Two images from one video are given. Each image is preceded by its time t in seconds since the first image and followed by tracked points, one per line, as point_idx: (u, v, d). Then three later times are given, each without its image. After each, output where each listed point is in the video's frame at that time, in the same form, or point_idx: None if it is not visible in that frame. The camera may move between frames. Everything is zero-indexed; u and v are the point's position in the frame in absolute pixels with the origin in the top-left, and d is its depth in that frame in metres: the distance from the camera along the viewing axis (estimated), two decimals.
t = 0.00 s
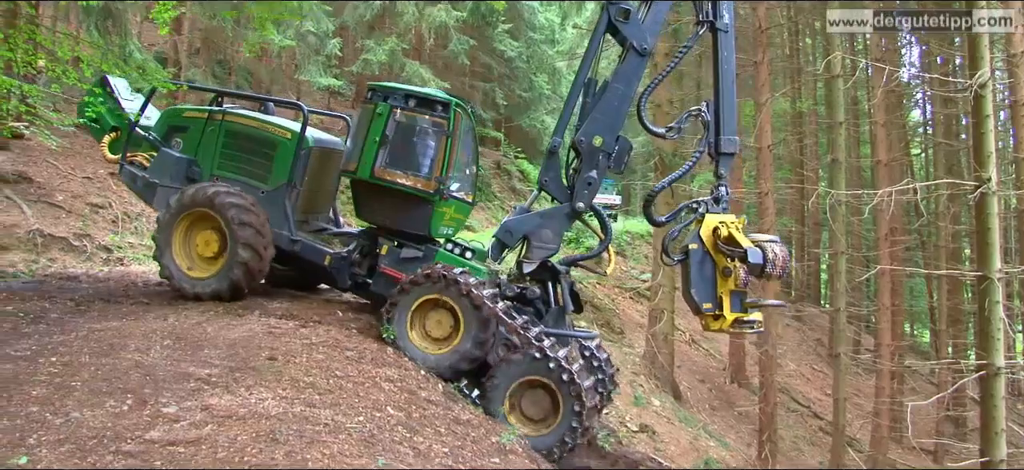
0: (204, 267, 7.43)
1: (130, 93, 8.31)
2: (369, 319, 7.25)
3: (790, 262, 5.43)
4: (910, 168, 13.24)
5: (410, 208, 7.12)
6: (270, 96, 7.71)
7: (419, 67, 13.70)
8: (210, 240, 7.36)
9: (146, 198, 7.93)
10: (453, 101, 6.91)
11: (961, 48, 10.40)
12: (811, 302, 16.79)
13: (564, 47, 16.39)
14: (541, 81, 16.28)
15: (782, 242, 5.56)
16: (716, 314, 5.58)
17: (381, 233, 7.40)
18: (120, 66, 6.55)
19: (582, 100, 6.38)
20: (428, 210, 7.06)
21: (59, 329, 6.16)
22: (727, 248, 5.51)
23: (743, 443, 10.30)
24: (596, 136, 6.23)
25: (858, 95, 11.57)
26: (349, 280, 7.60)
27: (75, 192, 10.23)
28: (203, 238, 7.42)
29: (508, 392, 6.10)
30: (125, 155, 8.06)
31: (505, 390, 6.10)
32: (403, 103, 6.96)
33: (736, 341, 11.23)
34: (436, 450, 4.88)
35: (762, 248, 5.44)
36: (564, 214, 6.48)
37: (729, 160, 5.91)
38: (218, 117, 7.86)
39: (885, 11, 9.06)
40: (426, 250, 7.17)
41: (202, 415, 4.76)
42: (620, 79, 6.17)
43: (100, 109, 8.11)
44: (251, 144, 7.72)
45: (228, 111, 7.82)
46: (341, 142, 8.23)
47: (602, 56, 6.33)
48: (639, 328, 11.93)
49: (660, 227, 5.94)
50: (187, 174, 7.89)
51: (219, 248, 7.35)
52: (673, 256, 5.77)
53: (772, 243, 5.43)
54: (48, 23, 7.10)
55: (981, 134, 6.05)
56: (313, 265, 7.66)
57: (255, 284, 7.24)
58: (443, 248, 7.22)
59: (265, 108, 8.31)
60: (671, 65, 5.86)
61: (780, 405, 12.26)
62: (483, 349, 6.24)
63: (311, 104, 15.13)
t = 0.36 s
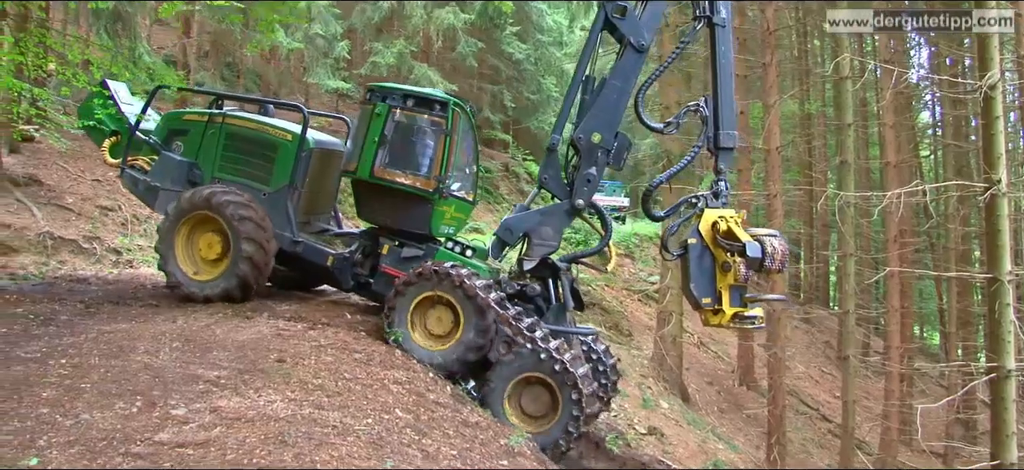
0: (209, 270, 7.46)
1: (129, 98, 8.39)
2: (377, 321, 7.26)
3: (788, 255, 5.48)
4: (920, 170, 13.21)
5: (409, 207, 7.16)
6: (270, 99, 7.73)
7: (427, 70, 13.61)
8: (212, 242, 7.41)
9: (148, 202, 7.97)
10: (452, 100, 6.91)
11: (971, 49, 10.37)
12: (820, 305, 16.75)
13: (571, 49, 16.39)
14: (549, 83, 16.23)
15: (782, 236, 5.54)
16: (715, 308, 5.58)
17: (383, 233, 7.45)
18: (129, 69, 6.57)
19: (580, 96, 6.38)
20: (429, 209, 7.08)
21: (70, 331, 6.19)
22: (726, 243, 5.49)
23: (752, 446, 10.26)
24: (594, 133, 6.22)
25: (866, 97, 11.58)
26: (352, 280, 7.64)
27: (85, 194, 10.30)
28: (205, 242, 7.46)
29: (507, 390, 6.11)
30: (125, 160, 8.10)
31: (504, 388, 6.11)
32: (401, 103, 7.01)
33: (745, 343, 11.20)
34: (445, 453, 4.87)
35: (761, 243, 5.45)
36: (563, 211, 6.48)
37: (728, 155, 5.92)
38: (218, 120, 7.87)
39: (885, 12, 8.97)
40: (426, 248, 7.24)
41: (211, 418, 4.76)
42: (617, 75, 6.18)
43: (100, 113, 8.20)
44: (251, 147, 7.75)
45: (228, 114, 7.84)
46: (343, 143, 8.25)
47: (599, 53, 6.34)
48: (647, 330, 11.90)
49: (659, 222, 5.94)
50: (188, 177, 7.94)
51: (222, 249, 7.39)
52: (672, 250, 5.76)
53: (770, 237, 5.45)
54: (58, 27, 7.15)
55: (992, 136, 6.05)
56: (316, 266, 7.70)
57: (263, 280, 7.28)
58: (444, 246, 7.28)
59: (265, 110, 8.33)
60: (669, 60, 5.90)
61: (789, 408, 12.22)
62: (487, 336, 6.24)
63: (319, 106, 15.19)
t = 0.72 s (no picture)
0: (216, 272, 7.48)
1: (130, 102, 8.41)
2: (384, 324, 7.27)
3: (786, 253, 5.46)
4: (929, 173, 13.19)
5: (410, 207, 7.19)
6: (271, 101, 7.77)
7: (435, 73, 13.67)
8: (216, 244, 7.45)
9: (151, 205, 7.98)
10: (451, 100, 6.94)
11: (980, 51, 10.37)
12: (828, 307, 16.71)
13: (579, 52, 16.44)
14: (557, 86, 16.29)
15: (780, 235, 5.52)
16: (709, 304, 5.56)
17: (384, 233, 7.48)
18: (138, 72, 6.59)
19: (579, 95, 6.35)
20: (430, 210, 7.11)
21: (79, 334, 6.21)
22: (722, 239, 5.49)
23: (761, 449, 10.21)
24: (594, 132, 6.20)
25: (875, 98, 11.61)
26: (355, 281, 7.59)
27: (94, 198, 10.37)
28: (208, 246, 7.49)
29: (508, 388, 6.13)
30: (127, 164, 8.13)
31: (504, 386, 6.13)
32: (401, 104, 7.05)
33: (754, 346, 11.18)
34: (453, 456, 4.86)
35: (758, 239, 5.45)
36: (564, 210, 6.47)
37: (729, 152, 5.93)
38: (220, 123, 7.92)
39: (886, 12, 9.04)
40: (428, 248, 7.28)
41: (219, 420, 4.76)
42: (616, 74, 6.14)
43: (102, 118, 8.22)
44: (252, 149, 7.78)
45: (230, 116, 7.88)
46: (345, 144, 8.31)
47: (598, 51, 6.29)
48: (655, 333, 11.88)
49: (658, 218, 5.92)
50: (191, 180, 7.98)
51: (226, 250, 7.42)
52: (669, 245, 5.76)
53: (766, 234, 5.46)
54: (68, 31, 7.19)
55: (1002, 139, 6.22)
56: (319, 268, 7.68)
57: (271, 274, 7.31)
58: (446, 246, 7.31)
59: (266, 113, 8.37)
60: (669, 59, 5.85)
61: (798, 411, 12.17)
62: (488, 332, 6.27)
63: (326, 109, 15.23)
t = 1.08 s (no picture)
0: (222, 275, 7.51)
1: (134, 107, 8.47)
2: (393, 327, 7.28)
3: (780, 251, 5.79)
4: (939, 176, 13.16)
5: (412, 208, 7.20)
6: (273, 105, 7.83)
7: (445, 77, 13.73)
8: (219, 247, 7.49)
9: (156, 210, 8.04)
10: (451, 101, 6.96)
11: (990, 53, 10.36)
12: (838, 311, 16.68)
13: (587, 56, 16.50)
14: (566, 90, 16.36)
15: (774, 233, 5.85)
16: (705, 299, 5.81)
17: (387, 234, 7.51)
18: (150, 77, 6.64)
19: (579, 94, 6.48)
20: (432, 211, 7.12)
21: (90, 337, 6.24)
22: (720, 235, 5.77)
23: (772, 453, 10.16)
24: (595, 130, 6.34)
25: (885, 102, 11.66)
26: (359, 283, 7.68)
27: (105, 201, 10.47)
28: (212, 251, 7.54)
29: (510, 387, 6.19)
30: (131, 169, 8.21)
31: (507, 384, 6.19)
32: (401, 105, 7.08)
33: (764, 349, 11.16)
34: (462, 459, 4.85)
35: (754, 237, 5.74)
36: (566, 208, 6.56)
37: (727, 149, 6.25)
38: (223, 127, 7.99)
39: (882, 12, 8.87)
40: (430, 248, 7.25)
41: (230, 424, 4.77)
42: (616, 72, 6.29)
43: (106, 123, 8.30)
44: (254, 152, 7.83)
45: (232, 121, 7.94)
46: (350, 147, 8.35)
47: (597, 51, 6.42)
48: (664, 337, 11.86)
49: (657, 214, 6.26)
50: (195, 185, 8.05)
51: (229, 251, 7.47)
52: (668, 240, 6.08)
53: (763, 232, 5.75)
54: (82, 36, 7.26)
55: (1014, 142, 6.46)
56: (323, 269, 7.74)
57: (278, 268, 7.34)
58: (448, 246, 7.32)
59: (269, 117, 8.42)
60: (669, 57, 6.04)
61: (809, 415, 12.12)
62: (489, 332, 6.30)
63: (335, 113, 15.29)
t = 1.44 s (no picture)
0: (229, 276, 7.54)
1: (136, 113, 8.53)
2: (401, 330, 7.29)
3: (781, 248, 5.78)
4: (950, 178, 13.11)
5: (414, 209, 7.21)
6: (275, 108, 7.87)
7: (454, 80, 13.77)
8: (222, 250, 7.53)
9: (159, 214, 8.05)
10: (452, 102, 6.98)
11: (1001, 55, 10.32)
12: (848, 314, 16.64)
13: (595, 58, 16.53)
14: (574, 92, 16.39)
15: (775, 230, 5.83)
16: (704, 296, 5.84)
17: (389, 236, 7.49)
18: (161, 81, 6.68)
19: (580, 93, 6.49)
20: (434, 212, 7.13)
21: (100, 340, 6.26)
22: (719, 231, 5.76)
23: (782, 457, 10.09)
24: (596, 129, 6.37)
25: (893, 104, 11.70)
26: (363, 285, 7.68)
27: (115, 205, 10.53)
28: (217, 255, 7.57)
29: (512, 385, 6.16)
30: (134, 174, 8.23)
31: (509, 383, 6.16)
32: (403, 106, 7.10)
33: (774, 352, 11.13)
34: (472, 463, 4.84)
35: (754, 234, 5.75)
36: (568, 207, 6.56)
37: (728, 146, 6.28)
38: (226, 131, 8.03)
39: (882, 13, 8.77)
40: (432, 249, 7.27)
41: (239, 427, 4.77)
42: (617, 71, 6.32)
43: (109, 128, 8.34)
44: (257, 155, 7.88)
45: (235, 124, 7.99)
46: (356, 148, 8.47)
47: (597, 50, 6.44)
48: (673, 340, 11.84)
49: (658, 210, 6.35)
50: (198, 189, 8.08)
51: (233, 252, 7.51)
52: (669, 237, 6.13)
53: (763, 229, 5.76)
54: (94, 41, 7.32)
55: None
56: (326, 271, 7.78)
57: (283, 263, 7.38)
58: (450, 247, 7.33)
59: (271, 120, 8.46)
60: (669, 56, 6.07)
61: (819, 419, 12.06)
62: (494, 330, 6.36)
63: (343, 116, 15.35)
